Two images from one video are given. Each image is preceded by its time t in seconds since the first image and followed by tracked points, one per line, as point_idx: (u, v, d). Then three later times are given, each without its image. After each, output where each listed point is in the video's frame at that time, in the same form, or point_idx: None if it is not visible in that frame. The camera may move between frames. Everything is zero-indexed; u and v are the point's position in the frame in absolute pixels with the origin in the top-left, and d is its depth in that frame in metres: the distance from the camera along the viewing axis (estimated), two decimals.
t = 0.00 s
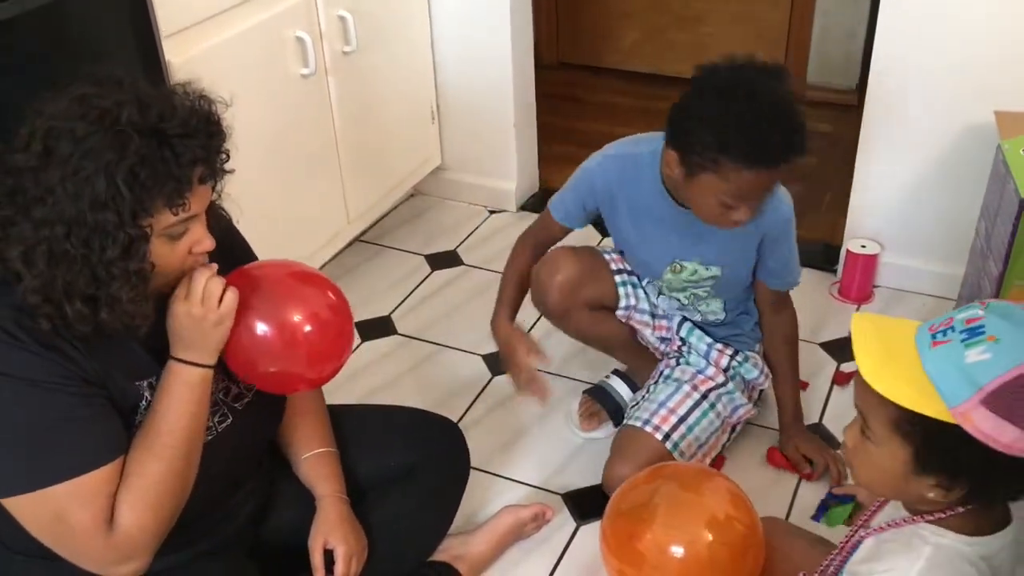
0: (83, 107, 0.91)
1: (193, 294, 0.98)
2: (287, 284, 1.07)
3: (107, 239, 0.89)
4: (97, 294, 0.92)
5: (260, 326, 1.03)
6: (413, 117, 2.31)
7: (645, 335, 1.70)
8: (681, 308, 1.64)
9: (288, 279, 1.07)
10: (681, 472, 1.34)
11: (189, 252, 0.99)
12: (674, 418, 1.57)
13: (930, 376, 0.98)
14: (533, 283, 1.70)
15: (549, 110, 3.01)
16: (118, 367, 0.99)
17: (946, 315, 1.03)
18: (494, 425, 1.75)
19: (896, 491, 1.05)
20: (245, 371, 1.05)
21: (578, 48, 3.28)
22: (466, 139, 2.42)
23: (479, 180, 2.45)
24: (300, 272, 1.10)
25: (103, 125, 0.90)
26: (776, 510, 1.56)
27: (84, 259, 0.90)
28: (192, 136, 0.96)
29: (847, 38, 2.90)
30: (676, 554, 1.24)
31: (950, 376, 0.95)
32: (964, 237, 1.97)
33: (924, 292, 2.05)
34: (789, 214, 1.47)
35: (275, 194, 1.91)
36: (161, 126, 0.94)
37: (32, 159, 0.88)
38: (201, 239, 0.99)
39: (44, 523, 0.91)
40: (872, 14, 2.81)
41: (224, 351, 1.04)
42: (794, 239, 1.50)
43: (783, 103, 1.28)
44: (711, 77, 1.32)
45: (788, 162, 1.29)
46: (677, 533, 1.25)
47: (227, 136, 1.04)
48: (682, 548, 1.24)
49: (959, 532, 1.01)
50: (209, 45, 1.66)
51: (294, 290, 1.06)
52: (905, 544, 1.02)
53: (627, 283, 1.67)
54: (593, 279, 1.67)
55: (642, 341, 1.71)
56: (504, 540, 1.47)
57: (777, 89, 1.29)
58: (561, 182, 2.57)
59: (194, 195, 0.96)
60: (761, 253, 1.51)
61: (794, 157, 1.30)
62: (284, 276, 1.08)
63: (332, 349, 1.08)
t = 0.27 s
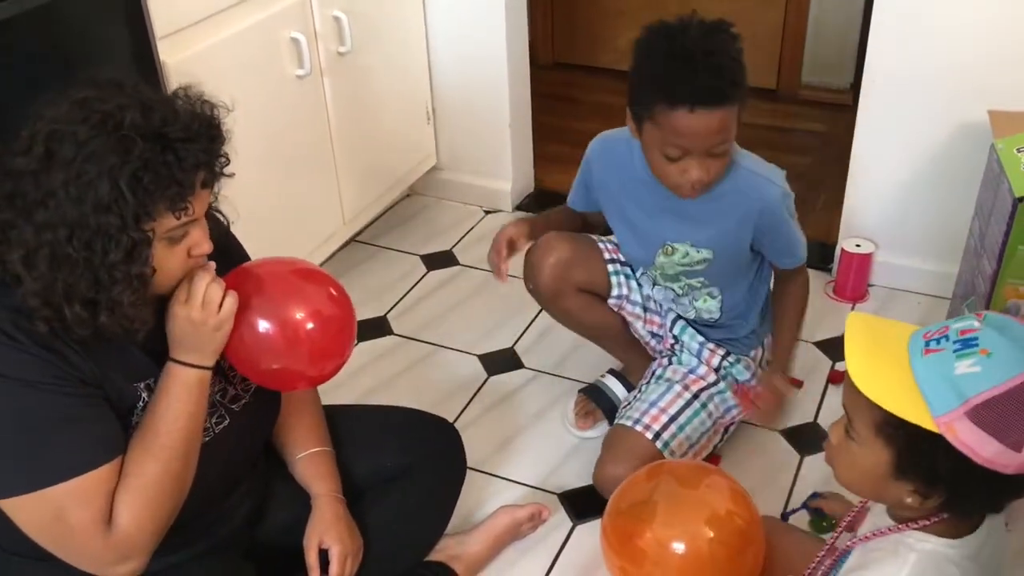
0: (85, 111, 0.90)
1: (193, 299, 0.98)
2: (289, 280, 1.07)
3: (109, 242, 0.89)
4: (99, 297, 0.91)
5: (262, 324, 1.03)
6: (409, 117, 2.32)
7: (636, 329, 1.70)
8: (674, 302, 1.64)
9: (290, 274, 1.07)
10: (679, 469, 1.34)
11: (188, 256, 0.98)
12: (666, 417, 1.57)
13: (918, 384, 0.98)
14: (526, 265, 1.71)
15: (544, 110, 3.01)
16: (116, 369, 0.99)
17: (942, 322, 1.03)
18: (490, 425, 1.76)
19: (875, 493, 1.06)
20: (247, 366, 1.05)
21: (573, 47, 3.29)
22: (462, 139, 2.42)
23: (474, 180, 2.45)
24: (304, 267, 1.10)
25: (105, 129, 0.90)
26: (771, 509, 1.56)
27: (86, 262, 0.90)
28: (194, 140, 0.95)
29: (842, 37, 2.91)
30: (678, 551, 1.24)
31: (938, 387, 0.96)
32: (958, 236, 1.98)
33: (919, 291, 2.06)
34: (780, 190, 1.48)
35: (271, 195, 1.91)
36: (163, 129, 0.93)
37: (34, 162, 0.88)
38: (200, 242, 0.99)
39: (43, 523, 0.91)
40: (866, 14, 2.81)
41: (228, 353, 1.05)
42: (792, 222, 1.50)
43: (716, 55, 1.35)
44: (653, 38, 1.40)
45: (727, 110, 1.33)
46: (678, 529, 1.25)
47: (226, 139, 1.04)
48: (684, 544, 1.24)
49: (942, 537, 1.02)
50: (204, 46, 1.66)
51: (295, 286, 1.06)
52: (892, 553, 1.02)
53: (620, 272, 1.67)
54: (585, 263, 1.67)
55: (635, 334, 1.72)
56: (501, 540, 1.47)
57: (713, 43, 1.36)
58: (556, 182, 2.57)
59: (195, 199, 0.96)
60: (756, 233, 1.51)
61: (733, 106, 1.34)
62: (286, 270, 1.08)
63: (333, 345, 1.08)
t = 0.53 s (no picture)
0: (80, 108, 0.90)
1: (186, 293, 0.97)
2: (298, 275, 1.06)
3: (111, 239, 0.89)
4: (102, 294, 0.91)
5: (271, 322, 1.02)
6: (405, 116, 2.31)
7: (637, 325, 1.70)
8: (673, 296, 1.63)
9: (300, 267, 1.07)
10: (677, 464, 1.34)
11: (187, 249, 0.98)
12: (663, 416, 1.57)
13: (907, 383, 0.99)
14: (530, 256, 1.71)
15: (541, 109, 3.01)
16: (109, 363, 0.99)
17: (934, 323, 1.03)
18: (487, 423, 1.76)
19: (865, 493, 1.06)
20: (247, 361, 1.05)
21: (570, 47, 3.29)
22: (458, 138, 2.42)
23: (471, 179, 2.45)
24: (315, 261, 1.10)
25: (102, 126, 0.89)
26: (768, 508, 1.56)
27: (88, 259, 0.89)
28: (190, 133, 0.95)
29: (838, 37, 2.90)
30: (676, 545, 1.25)
31: (927, 387, 0.96)
32: (955, 234, 1.98)
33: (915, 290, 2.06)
34: (763, 182, 1.51)
35: (267, 193, 1.91)
36: (159, 123, 0.93)
37: (31, 162, 0.87)
38: (199, 236, 0.98)
39: (42, 521, 0.91)
40: (862, 13, 2.81)
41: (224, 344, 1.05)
42: (765, 221, 1.51)
43: (696, 18, 1.44)
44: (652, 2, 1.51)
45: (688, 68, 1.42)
46: (675, 525, 1.25)
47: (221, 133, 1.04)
48: (682, 539, 1.24)
49: (932, 536, 1.02)
50: (199, 45, 1.66)
51: (306, 283, 1.06)
52: (885, 555, 1.03)
53: (626, 265, 1.68)
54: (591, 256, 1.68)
55: (635, 331, 1.72)
56: (498, 539, 1.47)
57: (698, 8, 1.45)
58: (553, 181, 2.57)
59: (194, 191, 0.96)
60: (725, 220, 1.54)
61: (699, 66, 1.43)
62: (296, 263, 1.08)
63: (345, 344, 1.07)
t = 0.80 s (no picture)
0: (82, 98, 0.90)
1: (177, 292, 0.97)
2: (292, 275, 1.06)
3: (103, 228, 0.88)
4: (90, 284, 0.90)
5: (263, 323, 1.02)
6: (404, 116, 2.31)
7: (643, 329, 1.70)
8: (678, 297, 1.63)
9: (294, 267, 1.07)
10: (673, 465, 1.34)
11: (179, 249, 0.98)
12: (664, 416, 1.57)
13: (903, 383, 0.99)
14: (539, 265, 1.71)
15: (540, 109, 3.01)
16: (102, 360, 0.99)
17: (930, 321, 1.04)
18: (485, 423, 1.76)
19: (863, 490, 1.06)
20: (235, 361, 1.04)
21: (569, 47, 3.29)
22: (456, 137, 2.42)
23: (469, 179, 2.45)
24: (311, 261, 1.10)
25: (102, 116, 0.90)
26: (766, 508, 1.56)
27: (78, 247, 0.89)
28: (190, 130, 0.95)
29: (837, 37, 2.91)
30: (671, 548, 1.25)
31: (924, 385, 0.96)
32: (953, 234, 1.98)
33: (914, 289, 2.06)
34: (753, 177, 1.51)
35: (266, 193, 1.91)
36: (159, 118, 0.93)
37: (29, 148, 0.88)
38: (191, 235, 0.98)
39: (37, 519, 0.91)
40: (861, 12, 2.82)
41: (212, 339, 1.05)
42: (752, 217, 1.51)
43: (688, 8, 1.46)
44: None
45: (677, 54, 1.43)
46: (671, 527, 1.25)
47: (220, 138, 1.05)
48: (677, 542, 1.24)
49: (925, 531, 1.02)
50: (198, 45, 1.66)
51: (300, 283, 1.06)
52: (878, 551, 1.04)
53: (632, 269, 1.68)
54: (599, 261, 1.67)
55: (640, 334, 1.72)
56: (497, 539, 1.47)
57: None
58: (552, 181, 2.57)
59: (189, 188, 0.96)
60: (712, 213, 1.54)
61: (688, 53, 1.43)
62: (290, 263, 1.08)
63: (340, 346, 1.08)
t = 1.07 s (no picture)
0: (79, 97, 0.91)
1: (172, 291, 0.97)
2: (290, 276, 1.06)
3: (99, 227, 0.88)
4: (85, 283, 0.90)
5: (259, 326, 1.03)
6: (404, 117, 2.32)
7: (644, 331, 1.70)
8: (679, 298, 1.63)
9: (292, 268, 1.07)
10: (672, 465, 1.34)
11: (175, 249, 0.98)
12: (664, 417, 1.57)
13: (899, 386, 0.99)
14: (541, 266, 1.71)
15: (540, 110, 3.02)
16: (99, 360, 0.99)
17: (929, 322, 1.04)
18: (485, 424, 1.76)
19: (860, 491, 1.07)
20: (231, 364, 1.04)
21: (569, 49, 3.29)
22: (456, 138, 2.42)
23: (469, 180, 2.45)
24: (310, 263, 1.10)
25: (99, 115, 0.90)
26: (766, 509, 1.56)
27: (74, 247, 0.89)
28: (186, 131, 0.96)
29: (837, 38, 2.91)
30: (671, 547, 1.25)
31: (920, 388, 0.97)
32: (953, 235, 1.98)
33: (914, 291, 2.06)
34: (754, 176, 1.51)
35: (266, 193, 1.91)
36: (155, 117, 0.94)
37: (25, 146, 0.88)
38: (188, 236, 0.98)
39: (34, 519, 0.91)
40: (861, 14, 2.82)
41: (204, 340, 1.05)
42: (753, 217, 1.50)
43: (688, 5, 1.46)
44: None
45: (675, 52, 1.43)
46: (671, 526, 1.25)
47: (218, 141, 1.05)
48: (677, 541, 1.25)
49: (928, 534, 1.02)
50: (198, 45, 1.66)
51: (297, 285, 1.06)
52: (877, 552, 1.04)
53: (633, 270, 1.68)
54: (601, 263, 1.67)
55: (640, 334, 1.72)
56: (497, 539, 1.47)
57: None
58: (552, 182, 2.57)
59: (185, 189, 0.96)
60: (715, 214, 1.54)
61: (687, 51, 1.44)
62: (288, 264, 1.08)
63: (338, 350, 1.07)
